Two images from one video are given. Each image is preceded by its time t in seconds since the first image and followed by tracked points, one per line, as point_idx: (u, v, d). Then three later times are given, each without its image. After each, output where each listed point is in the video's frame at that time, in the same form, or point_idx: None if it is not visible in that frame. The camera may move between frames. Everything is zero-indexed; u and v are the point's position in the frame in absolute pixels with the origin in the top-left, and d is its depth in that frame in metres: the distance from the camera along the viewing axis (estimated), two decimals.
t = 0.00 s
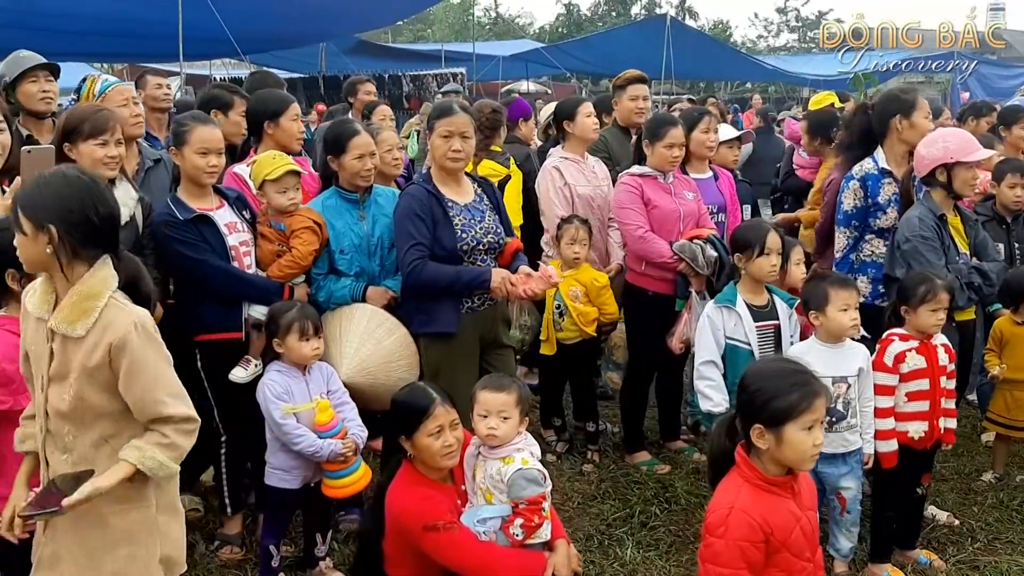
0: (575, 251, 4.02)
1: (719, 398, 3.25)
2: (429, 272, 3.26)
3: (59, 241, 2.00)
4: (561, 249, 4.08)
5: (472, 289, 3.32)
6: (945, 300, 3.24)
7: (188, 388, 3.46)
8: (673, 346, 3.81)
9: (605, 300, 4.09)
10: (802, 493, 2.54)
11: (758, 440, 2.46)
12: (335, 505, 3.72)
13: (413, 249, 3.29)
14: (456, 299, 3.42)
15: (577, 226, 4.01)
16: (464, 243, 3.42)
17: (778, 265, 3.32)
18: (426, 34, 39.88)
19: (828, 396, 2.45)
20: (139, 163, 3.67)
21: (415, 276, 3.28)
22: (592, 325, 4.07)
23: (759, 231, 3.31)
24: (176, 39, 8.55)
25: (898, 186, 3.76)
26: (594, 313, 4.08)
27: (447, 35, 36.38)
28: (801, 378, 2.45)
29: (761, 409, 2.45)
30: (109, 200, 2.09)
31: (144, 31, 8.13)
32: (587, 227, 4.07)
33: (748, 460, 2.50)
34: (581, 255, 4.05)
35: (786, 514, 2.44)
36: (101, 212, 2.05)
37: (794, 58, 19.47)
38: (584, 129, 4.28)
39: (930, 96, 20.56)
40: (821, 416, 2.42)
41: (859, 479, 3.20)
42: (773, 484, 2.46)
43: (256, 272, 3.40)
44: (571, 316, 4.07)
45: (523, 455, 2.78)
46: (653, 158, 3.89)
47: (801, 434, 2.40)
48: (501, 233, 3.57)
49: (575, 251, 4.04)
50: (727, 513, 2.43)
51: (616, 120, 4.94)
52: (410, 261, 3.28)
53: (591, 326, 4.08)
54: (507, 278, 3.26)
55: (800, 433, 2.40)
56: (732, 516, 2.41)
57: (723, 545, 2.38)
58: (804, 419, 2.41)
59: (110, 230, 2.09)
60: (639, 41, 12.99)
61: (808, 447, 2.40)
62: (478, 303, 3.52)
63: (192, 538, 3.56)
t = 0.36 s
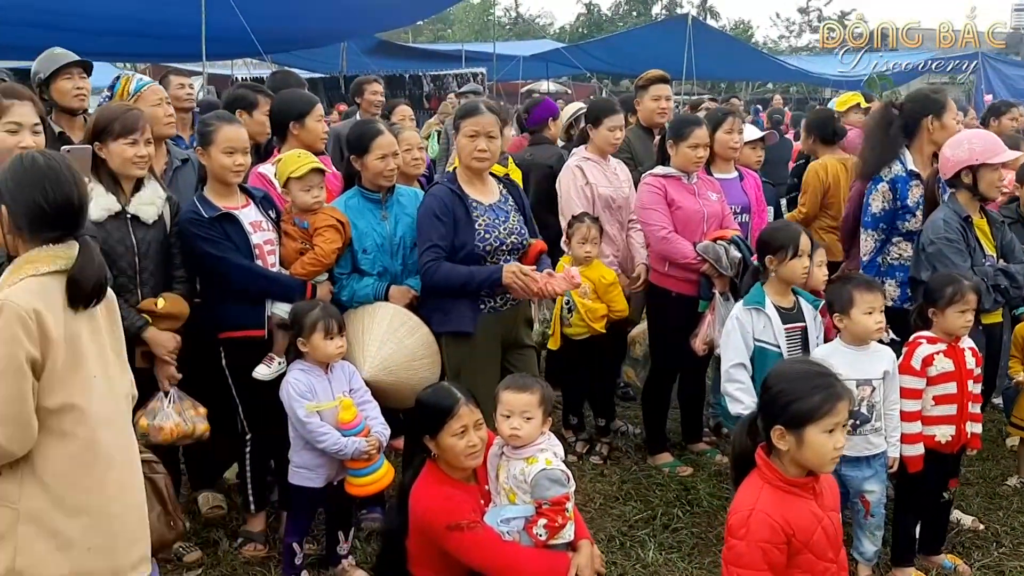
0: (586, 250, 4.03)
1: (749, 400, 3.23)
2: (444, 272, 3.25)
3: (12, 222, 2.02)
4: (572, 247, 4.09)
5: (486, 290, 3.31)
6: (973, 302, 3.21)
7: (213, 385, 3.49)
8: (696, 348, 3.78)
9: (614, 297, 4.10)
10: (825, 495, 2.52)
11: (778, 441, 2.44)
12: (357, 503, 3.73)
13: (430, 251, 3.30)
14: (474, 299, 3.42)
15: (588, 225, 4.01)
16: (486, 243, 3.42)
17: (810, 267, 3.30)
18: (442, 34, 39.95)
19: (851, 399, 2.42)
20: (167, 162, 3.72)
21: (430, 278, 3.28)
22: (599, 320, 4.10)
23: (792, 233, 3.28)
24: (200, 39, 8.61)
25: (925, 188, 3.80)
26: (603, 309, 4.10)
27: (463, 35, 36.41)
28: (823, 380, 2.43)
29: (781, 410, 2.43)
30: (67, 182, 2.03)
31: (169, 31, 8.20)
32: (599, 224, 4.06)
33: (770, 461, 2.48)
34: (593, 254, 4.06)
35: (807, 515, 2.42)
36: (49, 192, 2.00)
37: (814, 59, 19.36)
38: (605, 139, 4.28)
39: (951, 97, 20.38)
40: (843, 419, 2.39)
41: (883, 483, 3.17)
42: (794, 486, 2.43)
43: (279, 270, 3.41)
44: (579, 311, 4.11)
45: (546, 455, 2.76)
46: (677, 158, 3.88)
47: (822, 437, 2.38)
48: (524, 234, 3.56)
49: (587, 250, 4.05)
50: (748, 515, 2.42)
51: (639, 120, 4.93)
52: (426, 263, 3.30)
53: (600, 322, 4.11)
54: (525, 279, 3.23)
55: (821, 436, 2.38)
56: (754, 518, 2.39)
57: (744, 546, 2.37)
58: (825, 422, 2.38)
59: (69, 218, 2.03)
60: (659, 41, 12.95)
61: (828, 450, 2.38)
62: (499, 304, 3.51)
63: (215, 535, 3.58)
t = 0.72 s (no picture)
0: (610, 254, 4.06)
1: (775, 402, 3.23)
2: (478, 271, 3.27)
3: None
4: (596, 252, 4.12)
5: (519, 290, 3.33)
6: (1005, 304, 3.17)
7: (240, 383, 3.51)
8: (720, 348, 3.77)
9: (637, 295, 4.11)
10: (849, 495, 2.50)
11: (800, 443, 2.43)
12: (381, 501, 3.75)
13: (461, 249, 3.31)
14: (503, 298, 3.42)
15: (610, 230, 4.05)
16: (513, 243, 3.42)
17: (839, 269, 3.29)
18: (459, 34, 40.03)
19: (875, 403, 2.41)
20: (196, 162, 3.83)
21: (464, 275, 3.29)
22: (624, 320, 4.13)
23: (822, 234, 3.26)
24: (223, 39, 8.67)
25: (952, 190, 3.77)
26: (627, 308, 4.12)
27: (481, 35, 36.51)
28: (848, 383, 2.41)
29: (806, 412, 2.42)
30: (43, 167, 2.02)
31: (193, 31, 8.26)
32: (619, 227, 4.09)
33: (794, 462, 2.47)
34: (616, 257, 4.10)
35: (831, 515, 2.41)
36: (25, 179, 1.99)
37: (834, 59, 19.24)
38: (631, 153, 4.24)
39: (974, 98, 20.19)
40: (866, 422, 2.38)
41: (911, 485, 3.15)
42: (818, 488, 2.42)
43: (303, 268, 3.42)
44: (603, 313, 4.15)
45: (572, 455, 2.75)
46: (702, 158, 3.87)
47: (843, 440, 2.37)
48: (550, 234, 3.56)
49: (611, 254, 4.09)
50: (770, 516, 2.41)
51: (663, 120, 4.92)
52: (458, 260, 3.31)
53: (624, 321, 4.14)
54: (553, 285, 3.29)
55: (842, 439, 2.37)
56: (778, 520, 2.38)
57: (766, 546, 2.37)
58: (847, 425, 2.37)
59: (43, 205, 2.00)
60: (679, 40, 12.91)
61: (850, 453, 2.37)
62: (523, 303, 3.52)
63: (240, 531, 3.60)
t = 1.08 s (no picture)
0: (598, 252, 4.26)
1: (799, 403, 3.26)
2: (502, 270, 3.29)
3: None
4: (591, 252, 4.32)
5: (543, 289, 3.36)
6: None
7: (267, 379, 3.56)
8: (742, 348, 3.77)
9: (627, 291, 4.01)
10: (873, 498, 2.50)
11: (818, 448, 2.44)
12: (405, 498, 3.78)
13: (486, 247, 3.34)
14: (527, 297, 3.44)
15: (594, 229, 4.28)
16: (537, 243, 3.44)
17: (868, 269, 3.29)
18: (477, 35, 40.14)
19: (893, 405, 2.40)
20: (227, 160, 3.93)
21: (489, 273, 3.31)
22: (613, 316, 4.08)
23: (850, 235, 3.27)
24: (248, 39, 8.75)
25: (976, 192, 3.76)
26: (616, 305, 4.07)
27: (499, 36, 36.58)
28: (865, 386, 2.41)
29: (822, 416, 2.43)
30: (19, 168, 2.09)
31: (219, 32, 8.35)
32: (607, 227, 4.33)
33: (815, 467, 2.47)
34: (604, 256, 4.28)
35: (857, 519, 2.41)
36: None
37: (856, 60, 19.14)
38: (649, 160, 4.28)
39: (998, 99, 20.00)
40: (883, 425, 2.37)
41: (937, 487, 3.14)
42: (842, 491, 2.42)
43: (327, 265, 3.45)
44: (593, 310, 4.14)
45: (604, 453, 2.75)
46: (725, 159, 3.88)
47: (860, 444, 2.36)
48: (573, 235, 3.58)
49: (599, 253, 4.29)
50: (797, 521, 2.41)
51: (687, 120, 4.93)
52: (483, 259, 3.33)
53: (615, 318, 4.09)
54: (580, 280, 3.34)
55: (859, 444, 2.36)
56: (802, 524, 2.38)
57: (794, 552, 2.36)
58: (863, 429, 2.36)
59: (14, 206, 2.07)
60: (701, 41, 12.89)
61: (868, 457, 2.36)
62: (547, 302, 3.53)
63: (266, 525, 3.65)
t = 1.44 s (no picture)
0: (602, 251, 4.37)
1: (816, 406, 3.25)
2: (520, 271, 3.29)
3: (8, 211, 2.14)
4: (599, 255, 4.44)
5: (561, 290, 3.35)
6: None
7: (284, 378, 3.56)
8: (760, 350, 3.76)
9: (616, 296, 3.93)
10: (894, 505, 2.48)
11: (832, 458, 2.43)
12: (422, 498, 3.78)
13: (504, 249, 3.33)
14: (545, 298, 3.43)
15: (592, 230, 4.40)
16: (554, 244, 3.44)
17: (887, 272, 3.26)
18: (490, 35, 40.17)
19: (907, 416, 2.36)
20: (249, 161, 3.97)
21: (506, 276, 3.31)
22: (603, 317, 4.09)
23: (869, 237, 3.25)
24: (264, 39, 8.79)
25: (999, 195, 3.73)
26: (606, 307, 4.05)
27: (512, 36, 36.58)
28: (879, 397, 2.37)
29: (835, 426, 2.41)
30: (46, 167, 2.13)
31: (236, 32, 8.39)
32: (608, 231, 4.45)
33: (835, 476, 2.45)
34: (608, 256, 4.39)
35: (875, 530, 2.37)
36: (29, 176, 2.11)
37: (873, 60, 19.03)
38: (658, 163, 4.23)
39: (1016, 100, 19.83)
40: (897, 437, 2.33)
41: (958, 492, 3.11)
42: (860, 501, 2.40)
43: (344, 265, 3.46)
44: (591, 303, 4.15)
45: (635, 453, 2.78)
46: (745, 160, 3.85)
47: (874, 456, 2.33)
48: (591, 236, 3.57)
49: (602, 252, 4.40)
50: (815, 531, 2.39)
51: (705, 121, 4.91)
52: (500, 260, 3.33)
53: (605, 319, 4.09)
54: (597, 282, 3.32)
55: (873, 454, 2.33)
56: (820, 534, 2.36)
57: (810, 563, 2.34)
58: (877, 440, 2.33)
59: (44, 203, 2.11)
60: (718, 41, 12.84)
61: (884, 468, 2.33)
62: (565, 303, 3.52)
63: (283, 524, 3.66)
